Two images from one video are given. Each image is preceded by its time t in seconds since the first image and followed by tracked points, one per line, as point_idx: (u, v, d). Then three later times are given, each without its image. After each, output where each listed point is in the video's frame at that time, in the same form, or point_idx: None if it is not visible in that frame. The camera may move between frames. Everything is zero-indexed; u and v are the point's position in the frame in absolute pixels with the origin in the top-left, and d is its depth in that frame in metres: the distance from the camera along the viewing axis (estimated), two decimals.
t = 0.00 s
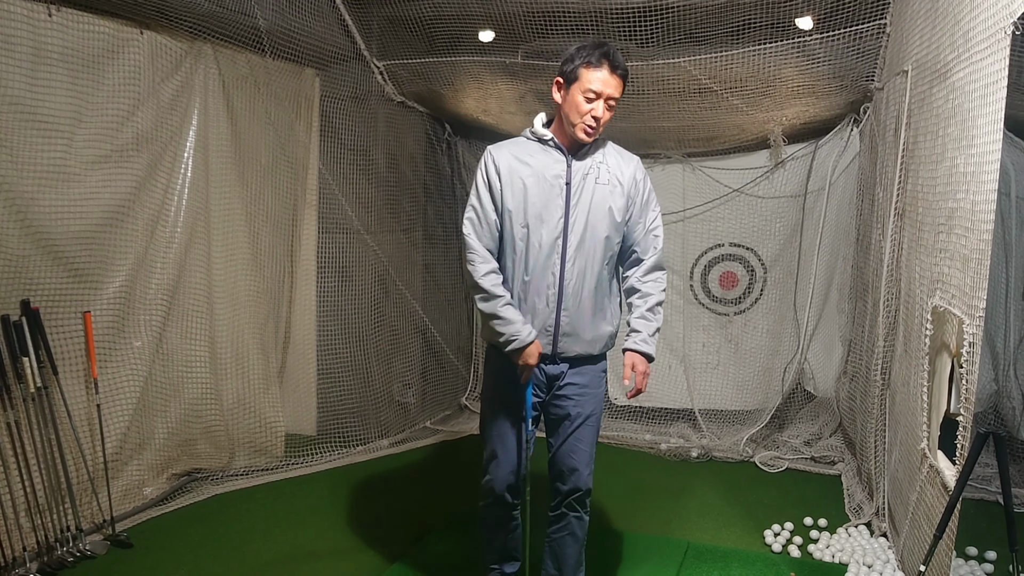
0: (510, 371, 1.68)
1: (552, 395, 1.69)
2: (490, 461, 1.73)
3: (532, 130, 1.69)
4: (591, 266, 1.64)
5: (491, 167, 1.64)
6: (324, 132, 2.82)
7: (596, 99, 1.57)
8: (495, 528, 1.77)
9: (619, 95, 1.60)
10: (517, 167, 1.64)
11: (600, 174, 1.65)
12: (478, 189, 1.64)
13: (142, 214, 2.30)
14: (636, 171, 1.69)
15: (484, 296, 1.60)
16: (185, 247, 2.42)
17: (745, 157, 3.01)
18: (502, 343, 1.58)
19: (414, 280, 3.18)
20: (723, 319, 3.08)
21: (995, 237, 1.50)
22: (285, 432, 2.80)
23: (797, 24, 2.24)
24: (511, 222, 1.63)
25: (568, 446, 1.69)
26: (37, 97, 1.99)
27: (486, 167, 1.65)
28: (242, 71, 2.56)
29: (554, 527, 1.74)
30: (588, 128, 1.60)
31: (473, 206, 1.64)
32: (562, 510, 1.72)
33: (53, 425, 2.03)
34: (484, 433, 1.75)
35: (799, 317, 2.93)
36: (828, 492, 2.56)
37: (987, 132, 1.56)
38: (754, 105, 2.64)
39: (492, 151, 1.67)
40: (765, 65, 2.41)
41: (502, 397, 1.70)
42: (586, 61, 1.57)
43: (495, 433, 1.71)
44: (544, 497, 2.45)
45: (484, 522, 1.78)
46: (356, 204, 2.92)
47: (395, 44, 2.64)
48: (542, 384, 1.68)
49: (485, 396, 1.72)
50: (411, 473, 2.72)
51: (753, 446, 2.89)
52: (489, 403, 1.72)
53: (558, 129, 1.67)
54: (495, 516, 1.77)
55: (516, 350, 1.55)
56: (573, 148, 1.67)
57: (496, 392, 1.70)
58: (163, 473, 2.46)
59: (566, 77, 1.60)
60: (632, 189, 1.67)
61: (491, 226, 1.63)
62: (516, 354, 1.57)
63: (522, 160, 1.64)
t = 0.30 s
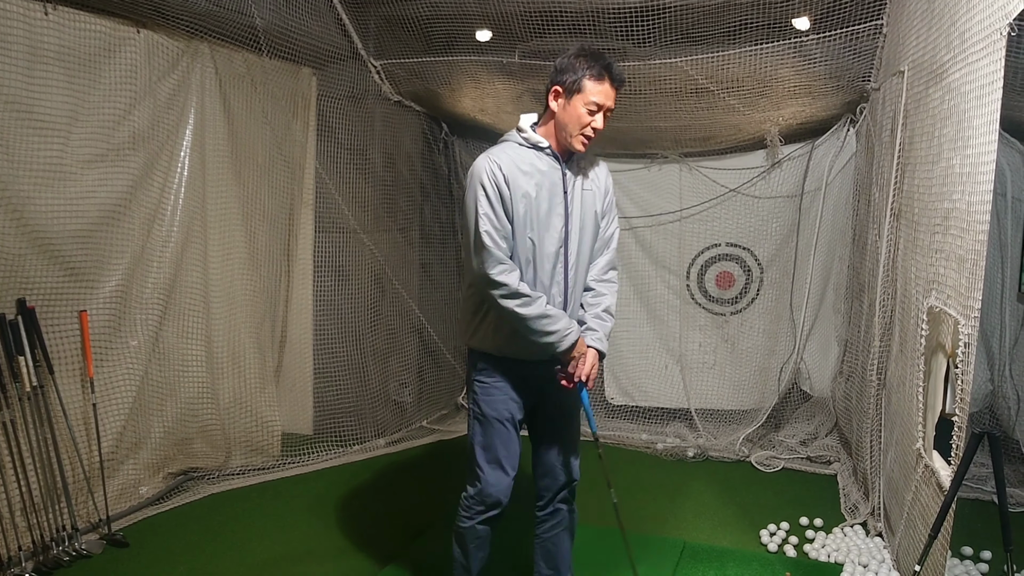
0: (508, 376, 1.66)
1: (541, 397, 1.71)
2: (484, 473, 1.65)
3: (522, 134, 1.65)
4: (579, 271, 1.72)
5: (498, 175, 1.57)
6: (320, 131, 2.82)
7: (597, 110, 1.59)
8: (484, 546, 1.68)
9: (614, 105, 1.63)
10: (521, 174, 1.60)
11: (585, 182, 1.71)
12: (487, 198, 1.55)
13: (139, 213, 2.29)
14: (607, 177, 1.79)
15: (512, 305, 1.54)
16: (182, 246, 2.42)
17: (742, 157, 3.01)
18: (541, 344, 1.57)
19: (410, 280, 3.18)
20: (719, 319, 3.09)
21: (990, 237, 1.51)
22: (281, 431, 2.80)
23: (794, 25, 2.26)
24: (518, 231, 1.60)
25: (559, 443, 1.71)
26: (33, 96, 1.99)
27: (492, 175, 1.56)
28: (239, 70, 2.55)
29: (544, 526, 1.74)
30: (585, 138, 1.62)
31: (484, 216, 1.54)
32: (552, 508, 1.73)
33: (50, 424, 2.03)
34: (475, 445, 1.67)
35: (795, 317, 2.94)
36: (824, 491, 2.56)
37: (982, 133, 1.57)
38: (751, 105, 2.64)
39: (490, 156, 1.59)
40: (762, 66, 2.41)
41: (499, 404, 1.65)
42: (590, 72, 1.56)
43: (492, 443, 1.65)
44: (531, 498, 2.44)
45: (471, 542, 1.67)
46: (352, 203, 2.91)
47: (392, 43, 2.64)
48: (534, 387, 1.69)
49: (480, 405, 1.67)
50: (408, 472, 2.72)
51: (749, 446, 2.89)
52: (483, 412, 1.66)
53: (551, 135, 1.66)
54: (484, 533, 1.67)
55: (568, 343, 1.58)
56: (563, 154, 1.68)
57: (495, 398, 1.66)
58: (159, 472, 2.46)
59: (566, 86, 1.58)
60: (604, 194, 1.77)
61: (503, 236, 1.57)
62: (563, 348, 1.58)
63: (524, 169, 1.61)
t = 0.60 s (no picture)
0: (488, 382, 1.70)
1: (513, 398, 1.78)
2: (467, 477, 1.70)
3: (516, 152, 1.65)
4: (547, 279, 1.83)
5: (512, 200, 1.55)
6: (315, 131, 2.81)
7: (587, 127, 1.67)
8: (464, 546, 1.74)
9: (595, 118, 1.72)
10: (524, 197, 1.61)
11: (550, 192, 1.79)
12: (507, 228, 1.54)
13: (132, 213, 2.29)
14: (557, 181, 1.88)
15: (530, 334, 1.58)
16: (176, 246, 2.42)
17: (735, 156, 3.01)
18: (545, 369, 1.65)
19: (406, 279, 3.18)
20: (714, 318, 3.09)
21: (984, 237, 1.51)
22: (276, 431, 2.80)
23: (788, 24, 2.30)
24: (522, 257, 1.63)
25: (533, 445, 1.80)
26: (26, 96, 1.98)
27: (508, 201, 1.54)
28: (233, 69, 2.54)
29: (521, 515, 1.83)
30: (572, 152, 1.71)
31: (504, 250, 1.53)
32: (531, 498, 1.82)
33: (44, 425, 2.03)
34: (455, 451, 1.71)
35: (789, 315, 2.94)
36: (819, 490, 2.57)
37: (976, 132, 1.57)
38: (745, 104, 2.64)
39: (500, 179, 1.56)
40: (756, 65, 2.41)
41: (479, 409, 1.70)
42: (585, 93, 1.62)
43: (473, 448, 1.69)
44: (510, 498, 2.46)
45: (453, 543, 1.72)
46: (347, 203, 2.91)
47: (387, 42, 2.64)
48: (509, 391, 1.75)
49: (460, 412, 1.70)
50: (403, 472, 2.71)
51: (743, 444, 2.90)
52: (463, 418, 1.70)
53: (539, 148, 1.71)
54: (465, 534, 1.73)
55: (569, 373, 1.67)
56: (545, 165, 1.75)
57: (476, 404, 1.69)
58: (154, 472, 2.45)
59: (562, 105, 1.63)
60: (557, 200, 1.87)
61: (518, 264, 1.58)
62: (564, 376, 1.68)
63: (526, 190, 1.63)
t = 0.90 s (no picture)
0: (490, 378, 1.75)
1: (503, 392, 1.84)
2: (470, 472, 1.74)
3: (526, 157, 1.68)
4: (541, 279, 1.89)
5: (531, 206, 1.60)
6: (309, 129, 2.81)
7: (589, 134, 1.72)
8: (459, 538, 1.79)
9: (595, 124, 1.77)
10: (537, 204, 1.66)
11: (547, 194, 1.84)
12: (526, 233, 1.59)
13: (125, 211, 2.28)
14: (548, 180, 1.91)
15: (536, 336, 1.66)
16: (169, 244, 2.41)
17: (729, 155, 3.01)
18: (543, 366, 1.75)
19: (400, 277, 3.17)
20: (708, 316, 3.09)
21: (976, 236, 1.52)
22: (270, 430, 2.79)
23: (781, 22, 2.28)
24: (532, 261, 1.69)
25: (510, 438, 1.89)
26: (17, 94, 1.97)
27: (528, 207, 1.59)
28: (226, 67, 2.54)
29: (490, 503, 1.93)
30: (574, 157, 1.76)
31: (522, 258, 1.58)
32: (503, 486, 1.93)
33: (36, 424, 2.02)
34: (460, 446, 1.74)
35: (783, 313, 2.95)
36: (812, 488, 2.57)
37: (967, 132, 1.58)
38: (738, 102, 2.64)
39: (520, 183, 1.60)
40: (749, 64, 2.41)
41: (483, 405, 1.74)
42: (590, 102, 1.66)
43: (477, 443, 1.73)
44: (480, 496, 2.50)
45: (451, 537, 1.76)
46: (341, 201, 2.91)
47: (380, 40, 2.63)
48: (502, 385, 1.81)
49: (465, 407, 1.73)
50: (397, 471, 2.71)
51: (737, 443, 2.91)
52: (468, 414, 1.73)
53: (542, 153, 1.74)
54: (463, 526, 1.77)
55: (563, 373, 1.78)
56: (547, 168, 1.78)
57: (481, 399, 1.74)
58: (147, 471, 2.45)
59: (568, 112, 1.67)
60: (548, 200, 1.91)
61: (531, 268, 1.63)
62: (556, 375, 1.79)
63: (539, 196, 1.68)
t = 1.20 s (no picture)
0: (502, 356, 1.77)
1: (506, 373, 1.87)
2: (500, 447, 1.74)
3: (531, 158, 1.69)
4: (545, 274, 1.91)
5: (536, 204, 1.62)
6: (303, 126, 2.81)
7: (592, 138, 1.73)
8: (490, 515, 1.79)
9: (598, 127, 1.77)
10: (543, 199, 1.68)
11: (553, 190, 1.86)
12: (530, 231, 1.61)
13: (118, 207, 2.27)
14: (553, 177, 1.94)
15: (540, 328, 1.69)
16: (162, 241, 2.41)
17: (723, 152, 3.02)
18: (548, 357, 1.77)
19: (394, 275, 3.17)
20: (702, 313, 3.09)
21: (971, 235, 1.50)
22: (264, 427, 2.79)
23: (775, 19, 2.25)
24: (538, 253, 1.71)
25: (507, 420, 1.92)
26: (8, 90, 1.96)
27: (533, 206, 1.61)
28: (219, 64, 2.53)
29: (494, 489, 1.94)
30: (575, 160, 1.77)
31: (526, 251, 1.61)
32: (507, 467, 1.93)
33: (28, 421, 2.01)
34: (485, 423, 1.74)
35: (776, 310, 2.96)
36: (806, 485, 2.57)
37: (961, 128, 1.58)
38: (733, 100, 2.64)
39: (524, 182, 1.62)
40: (743, 61, 2.41)
41: (499, 381, 1.76)
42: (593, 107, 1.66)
43: (501, 418, 1.75)
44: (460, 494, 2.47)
45: (486, 514, 1.76)
46: (335, 198, 2.90)
47: (374, 37, 2.63)
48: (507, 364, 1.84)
49: (484, 385, 1.74)
50: (391, 469, 2.71)
51: (731, 440, 2.91)
52: (488, 391, 1.75)
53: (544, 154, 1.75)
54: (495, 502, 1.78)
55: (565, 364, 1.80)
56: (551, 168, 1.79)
57: (498, 375, 1.76)
58: (140, 468, 2.44)
59: (570, 117, 1.67)
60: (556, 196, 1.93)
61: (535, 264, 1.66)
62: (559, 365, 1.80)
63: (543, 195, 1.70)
